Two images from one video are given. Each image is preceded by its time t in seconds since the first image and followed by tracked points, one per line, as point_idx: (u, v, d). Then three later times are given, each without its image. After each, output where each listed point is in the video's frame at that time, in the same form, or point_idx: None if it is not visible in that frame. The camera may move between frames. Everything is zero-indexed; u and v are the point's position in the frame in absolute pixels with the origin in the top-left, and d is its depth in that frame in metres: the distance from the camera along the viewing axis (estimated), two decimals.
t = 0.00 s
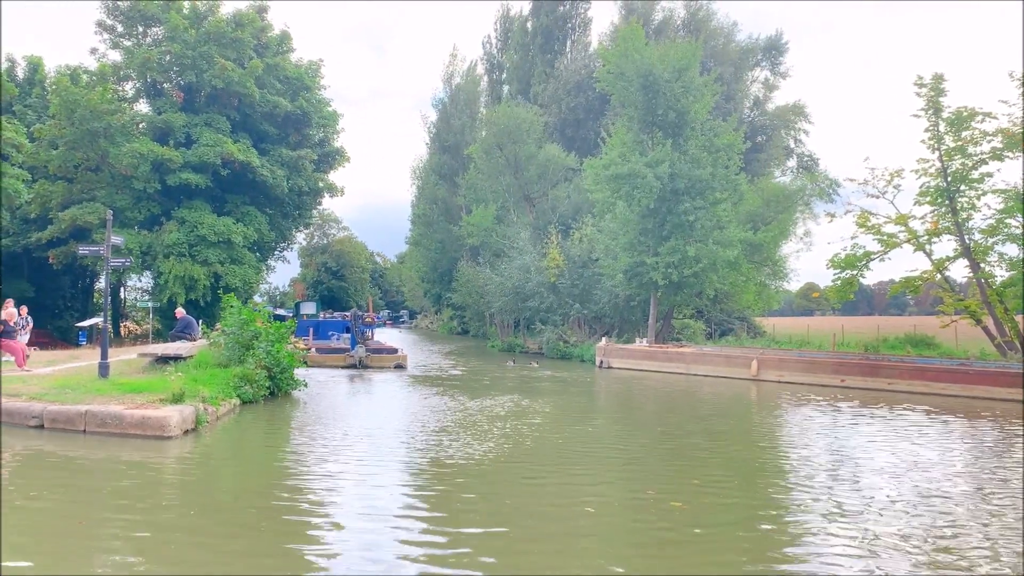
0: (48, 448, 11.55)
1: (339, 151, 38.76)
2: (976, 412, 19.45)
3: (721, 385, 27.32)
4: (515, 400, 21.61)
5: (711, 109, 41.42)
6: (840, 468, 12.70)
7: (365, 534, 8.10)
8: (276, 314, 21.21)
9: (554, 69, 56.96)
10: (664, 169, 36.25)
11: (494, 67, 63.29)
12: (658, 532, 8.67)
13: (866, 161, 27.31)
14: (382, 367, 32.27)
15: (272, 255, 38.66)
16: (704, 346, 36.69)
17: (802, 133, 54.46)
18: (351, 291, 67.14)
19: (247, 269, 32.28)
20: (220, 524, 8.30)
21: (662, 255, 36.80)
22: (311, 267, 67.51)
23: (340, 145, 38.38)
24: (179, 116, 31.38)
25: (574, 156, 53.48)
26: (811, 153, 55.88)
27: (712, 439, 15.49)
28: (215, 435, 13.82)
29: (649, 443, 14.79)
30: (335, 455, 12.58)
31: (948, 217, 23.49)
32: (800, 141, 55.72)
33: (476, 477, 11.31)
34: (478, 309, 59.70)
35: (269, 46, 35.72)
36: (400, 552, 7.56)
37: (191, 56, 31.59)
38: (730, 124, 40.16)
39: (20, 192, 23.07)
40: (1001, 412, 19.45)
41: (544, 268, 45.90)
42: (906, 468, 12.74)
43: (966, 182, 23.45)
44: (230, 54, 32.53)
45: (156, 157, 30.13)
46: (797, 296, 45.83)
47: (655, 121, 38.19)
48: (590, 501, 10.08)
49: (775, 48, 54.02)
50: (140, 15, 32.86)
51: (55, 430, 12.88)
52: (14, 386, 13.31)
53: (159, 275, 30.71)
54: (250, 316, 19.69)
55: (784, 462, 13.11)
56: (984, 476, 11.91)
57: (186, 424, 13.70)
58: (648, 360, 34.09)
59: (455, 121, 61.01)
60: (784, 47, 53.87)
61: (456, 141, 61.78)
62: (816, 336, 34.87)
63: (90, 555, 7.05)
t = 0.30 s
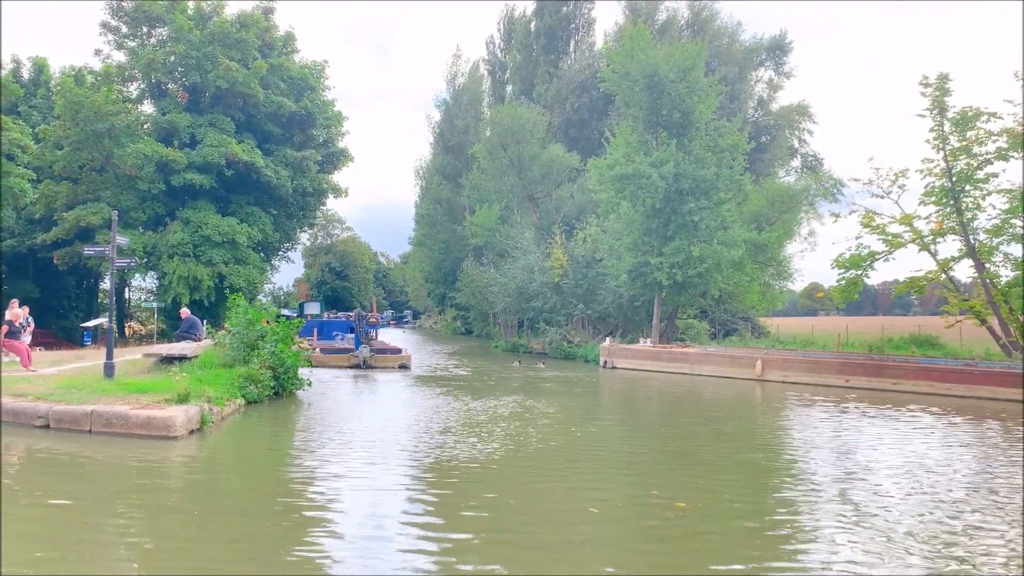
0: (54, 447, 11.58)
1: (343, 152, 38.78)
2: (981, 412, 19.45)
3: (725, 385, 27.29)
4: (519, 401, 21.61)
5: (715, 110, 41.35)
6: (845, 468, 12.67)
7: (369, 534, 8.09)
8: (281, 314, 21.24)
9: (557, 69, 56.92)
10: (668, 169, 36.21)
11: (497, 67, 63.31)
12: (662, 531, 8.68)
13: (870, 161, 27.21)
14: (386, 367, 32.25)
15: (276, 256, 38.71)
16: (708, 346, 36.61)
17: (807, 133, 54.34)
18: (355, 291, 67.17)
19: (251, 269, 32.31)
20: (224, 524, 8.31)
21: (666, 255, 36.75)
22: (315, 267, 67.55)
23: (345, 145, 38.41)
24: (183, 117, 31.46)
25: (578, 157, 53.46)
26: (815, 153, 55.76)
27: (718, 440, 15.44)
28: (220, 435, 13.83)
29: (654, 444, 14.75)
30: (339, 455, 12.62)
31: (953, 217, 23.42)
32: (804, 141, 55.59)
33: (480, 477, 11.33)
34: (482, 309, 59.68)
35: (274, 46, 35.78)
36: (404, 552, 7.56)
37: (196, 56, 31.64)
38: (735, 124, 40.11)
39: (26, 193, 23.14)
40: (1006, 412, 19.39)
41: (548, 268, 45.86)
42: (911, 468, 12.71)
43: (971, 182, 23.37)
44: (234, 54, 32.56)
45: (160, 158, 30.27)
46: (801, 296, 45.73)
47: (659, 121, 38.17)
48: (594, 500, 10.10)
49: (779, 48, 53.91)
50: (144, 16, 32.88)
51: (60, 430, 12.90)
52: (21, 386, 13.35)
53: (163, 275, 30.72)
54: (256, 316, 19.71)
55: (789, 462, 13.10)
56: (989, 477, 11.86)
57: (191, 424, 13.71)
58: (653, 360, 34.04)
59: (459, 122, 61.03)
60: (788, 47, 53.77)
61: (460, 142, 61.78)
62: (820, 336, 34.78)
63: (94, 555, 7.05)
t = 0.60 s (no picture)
0: (62, 447, 11.62)
1: (349, 152, 38.81)
2: (989, 412, 19.34)
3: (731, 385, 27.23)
4: (525, 401, 21.60)
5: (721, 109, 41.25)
6: (851, 468, 12.63)
7: (375, 534, 8.10)
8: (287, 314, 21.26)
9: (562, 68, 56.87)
10: (674, 168, 36.14)
11: (502, 68, 63.29)
12: (669, 531, 8.67)
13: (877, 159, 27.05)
14: (392, 367, 32.27)
15: (282, 256, 38.78)
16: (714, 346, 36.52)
17: (812, 133, 54.19)
18: (360, 292, 67.23)
19: (258, 270, 32.36)
20: (230, 523, 8.32)
21: (672, 255, 36.70)
22: (321, 268, 67.66)
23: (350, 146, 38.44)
24: (189, 117, 31.48)
25: (583, 157, 53.42)
26: (821, 152, 55.62)
27: (725, 440, 15.38)
28: (226, 435, 13.85)
29: (659, 444, 14.72)
30: (344, 454, 12.62)
31: (960, 217, 23.31)
32: (810, 140, 55.45)
33: (487, 477, 11.33)
34: (487, 309, 59.70)
35: (280, 47, 35.83)
36: (410, 551, 7.57)
37: (202, 57, 31.69)
38: (740, 124, 40.02)
39: (33, 194, 23.21)
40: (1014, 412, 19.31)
41: (553, 268, 45.84)
42: (919, 469, 12.64)
43: (978, 181, 23.27)
44: (240, 55, 32.60)
45: (166, 159, 30.42)
46: (807, 296, 45.63)
47: (665, 120, 38.13)
48: (599, 500, 10.11)
49: (784, 47, 53.77)
50: (150, 17, 32.95)
51: (68, 430, 12.94)
52: (28, 386, 13.37)
53: (169, 275, 30.79)
54: (262, 317, 19.73)
55: (795, 462, 13.06)
56: (996, 477, 11.82)
57: (198, 424, 13.73)
58: (659, 360, 33.98)
59: (464, 122, 61.06)
60: (794, 46, 53.65)
61: (465, 142, 61.81)
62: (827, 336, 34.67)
63: (102, 554, 7.06)
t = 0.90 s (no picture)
0: (70, 448, 11.64)
1: (355, 153, 38.85)
2: (998, 412, 19.21)
3: (738, 385, 27.15)
4: (532, 401, 21.56)
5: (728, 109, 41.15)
6: (860, 469, 12.56)
7: (382, 534, 8.08)
8: (294, 315, 21.29)
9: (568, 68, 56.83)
10: (681, 168, 36.05)
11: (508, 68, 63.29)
12: (675, 531, 8.65)
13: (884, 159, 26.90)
14: (398, 367, 32.25)
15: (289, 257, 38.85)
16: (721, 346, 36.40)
17: (819, 132, 54.00)
18: (367, 292, 67.33)
19: (264, 270, 32.39)
20: (237, 523, 8.31)
21: (678, 255, 36.63)
22: (327, 268, 67.81)
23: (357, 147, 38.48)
24: (196, 118, 31.53)
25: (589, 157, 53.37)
26: (828, 152, 55.41)
27: (734, 441, 15.30)
28: (234, 435, 13.86)
29: (668, 444, 14.66)
30: (351, 455, 12.63)
31: (968, 216, 23.12)
32: (817, 140, 55.25)
33: (494, 477, 11.32)
34: (494, 309, 59.72)
35: (286, 48, 35.89)
36: (417, 551, 7.56)
37: (209, 58, 31.77)
38: (747, 123, 39.89)
39: (41, 195, 23.29)
40: None
41: (560, 269, 45.81)
42: (927, 469, 12.57)
43: (986, 180, 23.12)
44: (247, 56, 32.65)
45: (173, 160, 30.28)
46: (815, 296, 45.44)
47: (671, 120, 38.09)
48: (604, 500, 10.08)
49: (791, 46, 53.57)
50: (158, 18, 33.02)
51: (76, 431, 12.96)
52: (36, 387, 13.41)
53: (177, 275, 30.85)
54: (269, 317, 19.75)
55: (803, 463, 12.99)
56: (1006, 477, 11.73)
57: (205, 424, 13.74)
58: (666, 360, 33.89)
59: (470, 122, 61.10)
60: (800, 46, 53.47)
61: (471, 142, 61.84)
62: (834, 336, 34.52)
63: (108, 555, 7.05)
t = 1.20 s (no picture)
0: (78, 448, 11.68)
1: (362, 155, 38.90)
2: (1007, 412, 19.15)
3: (745, 386, 27.10)
4: (538, 401, 21.56)
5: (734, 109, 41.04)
6: (867, 469, 12.54)
7: (391, 534, 8.10)
8: (300, 315, 21.33)
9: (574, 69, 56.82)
10: (687, 168, 36.00)
11: (514, 69, 63.27)
12: (682, 531, 8.64)
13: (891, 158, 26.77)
14: (404, 368, 32.26)
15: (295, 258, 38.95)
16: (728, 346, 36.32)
17: (826, 132, 53.85)
18: (373, 292, 67.43)
19: (271, 271, 32.46)
20: (244, 523, 8.33)
21: (685, 255, 36.56)
22: (334, 269, 67.94)
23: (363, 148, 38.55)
24: (203, 120, 31.63)
25: (594, 157, 53.32)
26: (835, 152, 55.25)
27: (741, 441, 15.28)
28: (241, 436, 13.90)
29: (673, 444, 14.64)
30: (357, 454, 12.68)
31: (976, 216, 22.94)
32: (823, 140, 55.09)
33: (500, 478, 11.33)
34: (500, 310, 59.75)
35: (293, 50, 35.98)
36: (426, 550, 7.57)
37: (216, 59, 31.83)
38: (754, 123, 39.78)
39: (50, 196, 23.36)
40: None
41: (566, 269, 45.73)
42: (935, 469, 12.52)
43: (994, 180, 23.01)
44: (254, 57, 32.73)
45: (180, 160, 30.45)
46: (822, 297, 45.33)
47: (677, 120, 38.05)
48: (609, 500, 10.10)
49: (797, 46, 53.42)
50: (165, 20, 33.12)
51: (83, 431, 13.00)
52: (44, 387, 13.47)
53: (184, 276, 30.90)
54: (275, 318, 19.80)
55: (810, 463, 12.98)
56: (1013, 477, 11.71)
57: (212, 424, 13.78)
58: (672, 361, 33.82)
59: (476, 122, 61.16)
60: (807, 45, 53.32)
61: (477, 142, 61.86)
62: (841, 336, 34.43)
63: (117, 555, 7.05)
